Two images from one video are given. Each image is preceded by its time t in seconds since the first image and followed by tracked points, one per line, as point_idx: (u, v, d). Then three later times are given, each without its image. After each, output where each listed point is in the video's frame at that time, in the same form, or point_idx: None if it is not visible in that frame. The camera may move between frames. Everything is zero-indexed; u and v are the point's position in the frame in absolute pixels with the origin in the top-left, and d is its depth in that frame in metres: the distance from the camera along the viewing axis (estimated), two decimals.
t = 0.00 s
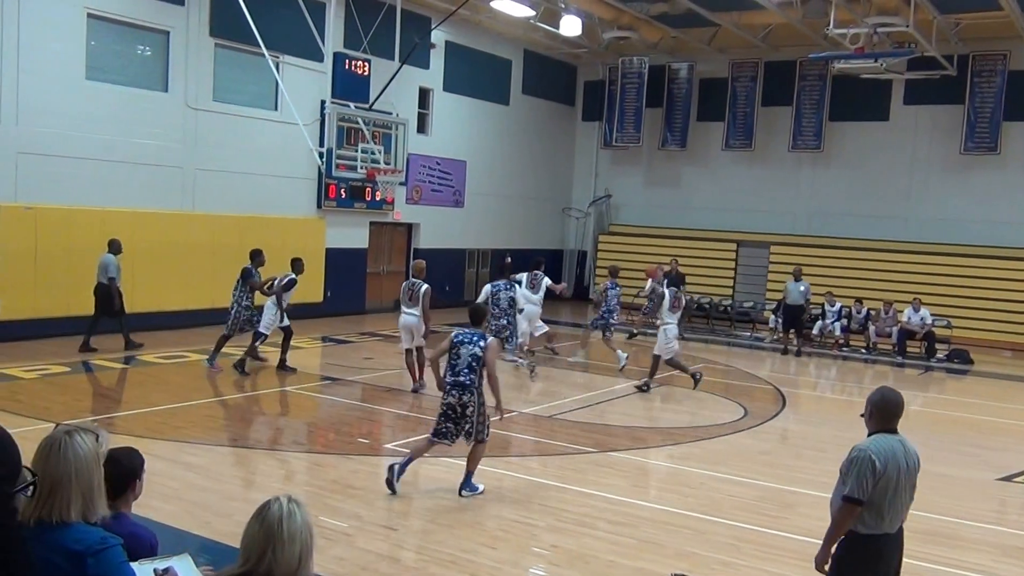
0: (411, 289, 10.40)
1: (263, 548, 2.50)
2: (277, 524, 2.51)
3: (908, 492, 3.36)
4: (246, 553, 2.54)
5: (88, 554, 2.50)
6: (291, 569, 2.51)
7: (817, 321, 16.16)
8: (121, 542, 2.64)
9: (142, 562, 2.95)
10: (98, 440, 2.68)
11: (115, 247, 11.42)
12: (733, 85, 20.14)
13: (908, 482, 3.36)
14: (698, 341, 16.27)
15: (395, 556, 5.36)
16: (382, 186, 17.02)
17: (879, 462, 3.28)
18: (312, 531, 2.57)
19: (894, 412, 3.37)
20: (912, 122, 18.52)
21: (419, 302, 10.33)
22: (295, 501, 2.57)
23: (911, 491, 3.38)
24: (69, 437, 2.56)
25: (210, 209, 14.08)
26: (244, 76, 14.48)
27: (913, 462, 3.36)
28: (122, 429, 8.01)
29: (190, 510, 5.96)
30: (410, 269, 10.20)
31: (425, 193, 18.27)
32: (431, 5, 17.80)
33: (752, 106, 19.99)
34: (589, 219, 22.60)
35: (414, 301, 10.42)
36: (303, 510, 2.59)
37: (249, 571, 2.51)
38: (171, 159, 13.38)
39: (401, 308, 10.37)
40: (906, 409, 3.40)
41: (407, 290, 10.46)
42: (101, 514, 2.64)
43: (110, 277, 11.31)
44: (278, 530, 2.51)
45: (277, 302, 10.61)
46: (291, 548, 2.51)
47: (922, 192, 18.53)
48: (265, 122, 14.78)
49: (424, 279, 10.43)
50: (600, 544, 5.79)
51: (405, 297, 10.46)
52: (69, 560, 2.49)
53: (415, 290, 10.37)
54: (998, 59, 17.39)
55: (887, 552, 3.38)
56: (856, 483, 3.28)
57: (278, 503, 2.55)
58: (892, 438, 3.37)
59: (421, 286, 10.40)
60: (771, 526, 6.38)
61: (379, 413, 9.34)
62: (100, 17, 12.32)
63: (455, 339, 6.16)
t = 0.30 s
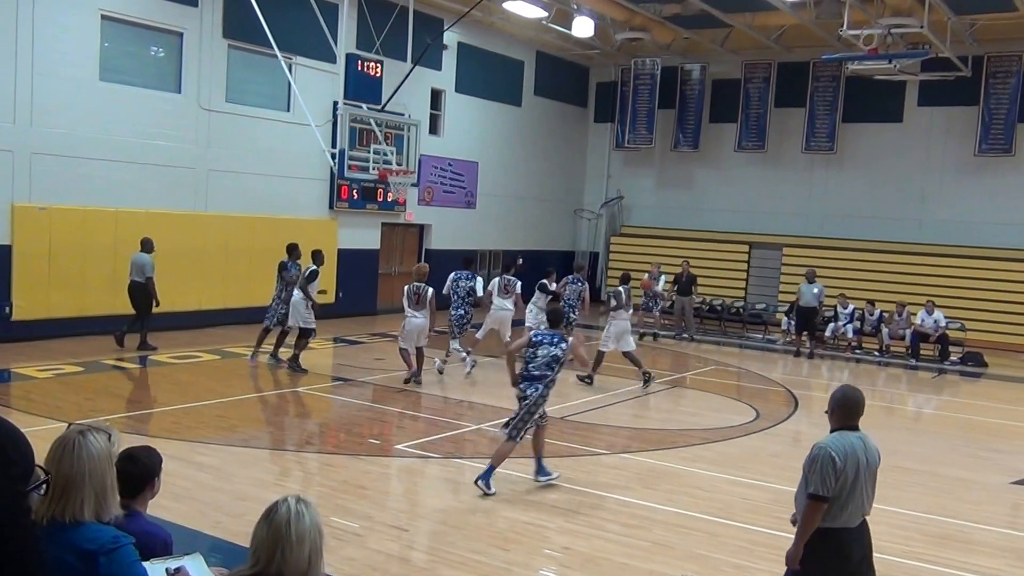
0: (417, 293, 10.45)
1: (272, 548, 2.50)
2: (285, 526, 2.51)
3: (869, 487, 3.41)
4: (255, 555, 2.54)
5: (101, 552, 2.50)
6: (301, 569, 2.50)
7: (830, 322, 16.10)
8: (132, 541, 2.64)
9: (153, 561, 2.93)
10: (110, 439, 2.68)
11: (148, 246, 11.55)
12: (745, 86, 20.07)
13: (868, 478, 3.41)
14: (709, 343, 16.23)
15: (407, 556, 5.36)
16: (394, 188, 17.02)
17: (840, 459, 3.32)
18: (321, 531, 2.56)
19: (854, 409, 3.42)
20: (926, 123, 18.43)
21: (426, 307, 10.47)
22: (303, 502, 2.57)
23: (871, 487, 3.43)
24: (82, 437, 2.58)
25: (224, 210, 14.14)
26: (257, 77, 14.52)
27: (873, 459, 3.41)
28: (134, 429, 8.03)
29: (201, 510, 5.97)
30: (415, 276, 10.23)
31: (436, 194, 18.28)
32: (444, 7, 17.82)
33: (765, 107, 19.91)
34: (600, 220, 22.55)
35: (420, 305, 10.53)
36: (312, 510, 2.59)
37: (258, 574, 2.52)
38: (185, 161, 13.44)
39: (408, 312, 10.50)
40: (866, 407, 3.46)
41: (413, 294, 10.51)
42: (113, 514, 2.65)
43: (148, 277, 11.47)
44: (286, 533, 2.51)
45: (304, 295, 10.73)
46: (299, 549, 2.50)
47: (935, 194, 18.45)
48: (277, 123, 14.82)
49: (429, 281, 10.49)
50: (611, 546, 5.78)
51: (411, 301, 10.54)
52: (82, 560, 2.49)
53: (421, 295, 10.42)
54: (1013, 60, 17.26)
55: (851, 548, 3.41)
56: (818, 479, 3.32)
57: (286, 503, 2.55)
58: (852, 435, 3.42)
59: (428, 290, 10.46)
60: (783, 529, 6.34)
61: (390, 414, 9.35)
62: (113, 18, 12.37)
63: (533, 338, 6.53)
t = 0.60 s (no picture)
0: (411, 289, 10.43)
1: (276, 548, 2.50)
2: (289, 526, 2.50)
3: (814, 479, 3.59)
4: (260, 555, 2.53)
5: (107, 552, 2.54)
6: (305, 569, 2.50)
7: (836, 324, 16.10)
8: (140, 541, 2.67)
9: (160, 561, 2.96)
10: (118, 438, 2.70)
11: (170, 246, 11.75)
12: (752, 86, 20.01)
13: (813, 470, 3.59)
14: (715, 344, 16.19)
15: (411, 557, 5.36)
16: (400, 189, 16.97)
17: (779, 450, 3.53)
18: (325, 529, 2.56)
19: (802, 403, 3.61)
20: (934, 124, 18.34)
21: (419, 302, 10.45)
22: (307, 501, 2.56)
23: (818, 479, 3.61)
24: (89, 437, 2.57)
25: (231, 211, 14.18)
26: (264, 79, 14.56)
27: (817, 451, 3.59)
28: (140, 429, 8.04)
29: (206, 510, 5.97)
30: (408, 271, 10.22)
31: (442, 195, 18.29)
32: (450, 8, 17.85)
33: (772, 108, 19.85)
34: (606, 221, 22.51)
35: (413, 300, 10.49)
36: (316, 510, 2.58)
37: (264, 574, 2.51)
38: (192, 162, 13.48)
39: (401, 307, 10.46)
40: (816, 402, 3.63)
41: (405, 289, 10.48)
42: (120, 514, 2.67)
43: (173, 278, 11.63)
44: (290, 532, 2.50)
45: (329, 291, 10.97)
46: (303, 549, 2.49)
47: (944, 195, 18.35)
48: (284, 125, 14.86)
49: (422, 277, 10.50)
50: (616, 547, 5.76)
51: (403, 296, 10.49)
52: (89, 559, 2.54)
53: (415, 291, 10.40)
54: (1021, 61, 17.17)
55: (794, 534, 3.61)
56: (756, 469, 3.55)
57: (290, 503, 2.54)
58: (796, 428, 3.61)
59: (421, 285, 10.47)
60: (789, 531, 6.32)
61: (395, 415, 9.35)
62: (121, 20, 12.43)
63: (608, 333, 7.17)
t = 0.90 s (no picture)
0: (401, 287, 10.55)
1: (277, 549, 2.48)
2: (289, 526, 2.48)
3: (784, 471, 3.66)
4: (262, 556, 2.51)
5: (108, 551, 2.51)
6: (307, 569, 2.48)
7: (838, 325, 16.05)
8: (140, 541, 2.64)
9: (159, 560, 2.91)
10: (119, 439, 2.69)
11: (177, 246, 11.83)
12: (753, 86, 19.96)
13: (783, 462, 3.66)
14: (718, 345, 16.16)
15: (411, 558, 5.35)
16: (399, 189, 16.99)
17: (745, 443, 3.62)
18: (326, 529, 2.54)
19: (769, 397, 3.66)
20: (937, 124, 18.26)
21: (409, 299, 10.55)
22: (308, 501, 2.55)
23: (787, 471, 3.68)
24: (91, 436, 2.57)
25: (232, 211, 14.21)
26: (264, 79, 14.59)
27: (787, 444, 3.66)
28: (140, 429, 8.06)
29: (206, 510, 5.98)
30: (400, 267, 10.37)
31: (441, 196, 18.31)
32: (450, 8, 17.86)
33: (774, 108, 19.81)
34: (607, 222, 22.50)
35: (402, 299, 10.58)
36: (318, 510, 2.57)
37: (265, 573, 2.49)
38: (193, 162, 13.51)
39: (390, 305, 10.52)
40: (783, 395, 3.68)
41: (395, 287, 10.58)
42: (122, 515, 2.65)
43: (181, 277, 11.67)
44: (291, 532, 2.48)
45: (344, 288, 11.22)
46: (304, 548, 2.47)
47: (948, 195, 18.27)
48: (285, 126, 14.90)
49: (413, 276, 10.66)
50: (616, 548, 5.75)
51: (393, 294, 10.59)
52: (90, 558, 2.50)
53: (407, 288, 10.53)
54: None
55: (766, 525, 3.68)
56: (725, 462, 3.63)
57: (291, 503, 2.52)
58: (766, 421, 3.68)
59: (411, 284, 10.62)
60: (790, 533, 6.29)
61: (395, 415, 9.36)
62: (122, 21, 12.47)
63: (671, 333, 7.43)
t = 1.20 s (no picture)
0: (393, 287, 10.43)
1: (277, 549, 2.47)
2: (289, 525, 2.48)
3: (759, 466, 3.70)
4: (261, 556, 2.51)
5: (108, 550, 2.51)
6: (307, 569, 2.48)
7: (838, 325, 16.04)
8: (141, 540, 2.65)
9: (160, 559, 2.92)
10: (118, 438, 2.69)
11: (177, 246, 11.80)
12: (753, 87, 19.95)
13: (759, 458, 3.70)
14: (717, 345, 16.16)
15: (410, 558, 5.35)
16: (399, 190, 16.97)
17: (725, 436, 3.65)
18: (325, 528, 2.54)
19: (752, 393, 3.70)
20: (937, 124, 18.25)
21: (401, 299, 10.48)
22: (308, 501, 2.54)
23: (762, 468, 3.71)
24: (91, 436, 2.56)
25: (232, 211, 14.22)
26: (264, 79, 14.58)
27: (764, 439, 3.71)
28: (140, 429, 8.06)
29: (206, 510, 5.98)
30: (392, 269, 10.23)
31: (441, 196, 18.31)
32: (450, 8, 17.85)
33: (774, 108, 19.80)
34: (607, 222, 22.51)
35: (394, 298, 10.50)
36: (317, 509, 2.56)
37: (265, 574, 2.49)
38: (193, 162, 13.52)
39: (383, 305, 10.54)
40: (759, 390, 3.74)
41: (388, 287, 10.46)
42: (122, 514, 2.65)
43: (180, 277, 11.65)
44: (291, 532, 2.48)
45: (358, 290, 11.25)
46: (304, 548, 2.47)
47: (948, 196, 18.25)
48: (285, 126, 14.91)
49: (405, 274, 10.48)
50: (616, 548, 5.75)
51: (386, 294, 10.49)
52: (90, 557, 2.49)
53: (398, 288, 10.41)
54: None
55: (739, 519, 3.72)
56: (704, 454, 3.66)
57: (290, 502, 2.52)
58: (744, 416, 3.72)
59: (402, 283, 10.47)
60: (791, 533, 6.28)
61: (395, 415, 9.36)
62: (122, 21, 12.47)
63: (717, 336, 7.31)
